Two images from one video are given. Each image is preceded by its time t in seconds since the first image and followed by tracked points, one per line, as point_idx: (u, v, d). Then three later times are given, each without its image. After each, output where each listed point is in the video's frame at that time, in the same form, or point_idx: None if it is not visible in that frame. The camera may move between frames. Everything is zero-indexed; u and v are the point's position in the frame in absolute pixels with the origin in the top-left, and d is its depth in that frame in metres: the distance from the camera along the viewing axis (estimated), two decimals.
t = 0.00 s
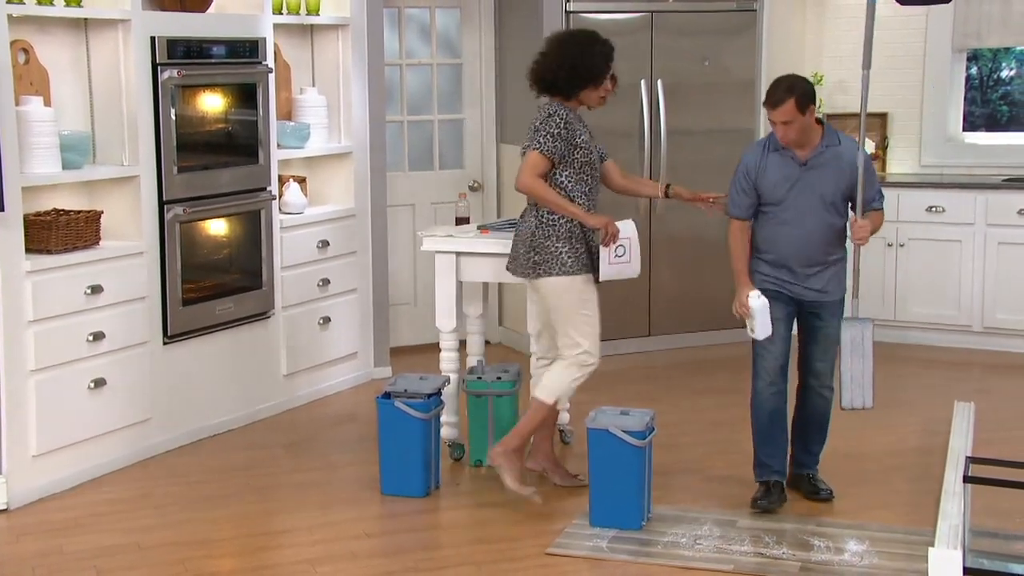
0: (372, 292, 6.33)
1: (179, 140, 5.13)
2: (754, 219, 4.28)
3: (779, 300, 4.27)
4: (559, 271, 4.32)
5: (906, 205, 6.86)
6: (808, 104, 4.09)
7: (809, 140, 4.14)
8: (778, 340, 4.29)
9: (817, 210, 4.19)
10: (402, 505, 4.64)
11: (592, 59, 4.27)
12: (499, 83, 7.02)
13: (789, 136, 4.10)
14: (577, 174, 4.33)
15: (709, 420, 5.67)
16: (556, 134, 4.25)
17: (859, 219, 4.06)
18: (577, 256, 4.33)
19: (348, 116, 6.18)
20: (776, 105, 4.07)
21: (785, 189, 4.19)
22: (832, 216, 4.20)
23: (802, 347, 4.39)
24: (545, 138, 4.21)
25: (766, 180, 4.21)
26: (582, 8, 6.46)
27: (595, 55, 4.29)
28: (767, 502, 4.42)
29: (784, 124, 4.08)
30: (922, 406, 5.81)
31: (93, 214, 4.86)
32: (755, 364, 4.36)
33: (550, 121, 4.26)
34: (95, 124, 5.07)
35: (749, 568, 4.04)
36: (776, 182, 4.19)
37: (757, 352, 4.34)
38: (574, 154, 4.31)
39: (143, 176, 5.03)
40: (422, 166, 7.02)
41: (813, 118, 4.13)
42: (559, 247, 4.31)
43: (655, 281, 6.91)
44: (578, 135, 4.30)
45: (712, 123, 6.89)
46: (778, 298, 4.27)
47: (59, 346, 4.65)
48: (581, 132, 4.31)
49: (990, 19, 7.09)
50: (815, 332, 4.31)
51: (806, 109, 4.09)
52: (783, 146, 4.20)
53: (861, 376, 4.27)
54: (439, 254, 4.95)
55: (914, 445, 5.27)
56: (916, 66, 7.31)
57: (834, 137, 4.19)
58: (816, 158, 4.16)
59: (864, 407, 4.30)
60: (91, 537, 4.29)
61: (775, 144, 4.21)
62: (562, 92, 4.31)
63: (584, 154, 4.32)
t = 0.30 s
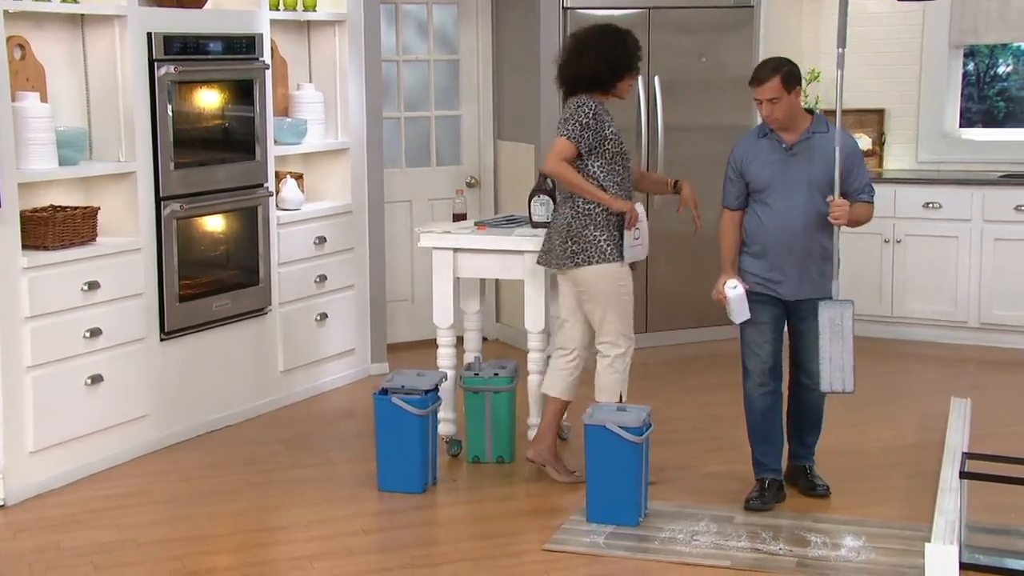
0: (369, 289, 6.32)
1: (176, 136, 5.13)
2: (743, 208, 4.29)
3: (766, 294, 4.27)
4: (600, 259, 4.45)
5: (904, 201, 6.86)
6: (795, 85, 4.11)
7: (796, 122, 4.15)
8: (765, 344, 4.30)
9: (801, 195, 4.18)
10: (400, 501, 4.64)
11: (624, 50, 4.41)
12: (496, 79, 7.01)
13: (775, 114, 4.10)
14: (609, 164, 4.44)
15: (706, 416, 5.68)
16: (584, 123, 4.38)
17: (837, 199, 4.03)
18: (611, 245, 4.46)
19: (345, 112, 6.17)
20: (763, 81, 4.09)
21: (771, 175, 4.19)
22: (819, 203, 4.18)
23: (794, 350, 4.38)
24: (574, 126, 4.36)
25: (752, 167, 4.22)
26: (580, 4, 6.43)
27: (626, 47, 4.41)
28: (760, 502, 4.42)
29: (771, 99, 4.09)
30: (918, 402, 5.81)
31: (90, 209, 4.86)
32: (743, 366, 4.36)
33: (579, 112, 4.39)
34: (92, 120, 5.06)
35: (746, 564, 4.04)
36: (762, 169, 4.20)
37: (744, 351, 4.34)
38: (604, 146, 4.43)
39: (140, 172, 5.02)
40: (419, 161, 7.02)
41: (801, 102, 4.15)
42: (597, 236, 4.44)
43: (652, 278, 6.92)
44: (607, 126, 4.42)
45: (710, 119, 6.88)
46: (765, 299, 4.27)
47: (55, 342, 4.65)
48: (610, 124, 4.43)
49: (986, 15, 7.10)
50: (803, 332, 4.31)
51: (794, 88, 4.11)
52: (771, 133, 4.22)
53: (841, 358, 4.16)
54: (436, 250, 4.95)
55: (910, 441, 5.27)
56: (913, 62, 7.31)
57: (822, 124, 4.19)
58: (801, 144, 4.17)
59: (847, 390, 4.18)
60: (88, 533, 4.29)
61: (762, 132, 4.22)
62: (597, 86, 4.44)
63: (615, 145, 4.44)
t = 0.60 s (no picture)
0: (361, 286, 6.32)
1: (166, 134, 5.12)
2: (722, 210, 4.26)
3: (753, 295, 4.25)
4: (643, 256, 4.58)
5: (894, 198, 6.88)
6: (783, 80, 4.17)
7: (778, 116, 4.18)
8: (749, 345, 4.30)
9: (780, 191, 4.17)
10: (391, 499, 4.64)
11: (655, 45, 4.50)
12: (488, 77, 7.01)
13: (769, 104, 4.12)
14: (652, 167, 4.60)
15: (697, 414, 5.68)
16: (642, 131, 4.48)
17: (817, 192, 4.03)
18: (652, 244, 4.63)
19: (336, 109, 6.16)
20: (759, 69, 4.10)
21: (749, 174, 4.17)
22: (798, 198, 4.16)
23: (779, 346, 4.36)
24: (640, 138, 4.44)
25: (729, 167, 4.19)
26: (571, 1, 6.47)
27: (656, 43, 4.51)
28: (753, 500, 4.43)
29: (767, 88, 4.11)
30: (909, 399, 5.83)
31: (81, 207, 4.84)
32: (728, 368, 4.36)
33: (632, 118, 4.49)
34: (82, 118, 5.05)
35: (737, 561, 4.05)
36: (740, 168, 4.17)
37: (731, 354, 4.33)
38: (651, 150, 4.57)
39: (131, 169, 5.01)
40: (410, 159, 7.01)
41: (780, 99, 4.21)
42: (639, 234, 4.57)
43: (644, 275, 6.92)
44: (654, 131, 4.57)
45: (701, 117, 6.89)
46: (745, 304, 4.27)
47: (46, 341, 4.64)
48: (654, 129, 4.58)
49: (976, 13, 7.13)
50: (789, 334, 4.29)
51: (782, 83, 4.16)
52: (745, 131, 4.20)
53: (815, 353, 4.06)
54: (428, 247, 4.94)
55: (902, 438, 5.28)
56: (904, 60, 7.33)
57: (794, 120, 4.20)
58: (778, 139, 4.17)
59: (818, 383, 4.10)
60: (79, 532, 4.28)
61: (736, 130, 4.20)
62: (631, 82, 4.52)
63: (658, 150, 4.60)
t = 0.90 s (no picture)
0: (350, 286, 6.31)
1: (154, 133, 5.11)
2: (708, 205, 4.27)
3: (735, 291, 4.25)
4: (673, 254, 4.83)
5: (882, 198, 6.89)
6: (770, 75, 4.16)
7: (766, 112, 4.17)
8: (733, 345, 4.31)
9: (765, 187, 4.17)
10: (380, 499, 4.64)
11: (681, 44, 4.71)
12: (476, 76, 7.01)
13: (753, 99, 4.11)
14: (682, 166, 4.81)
15: (686, 414, 5.69)
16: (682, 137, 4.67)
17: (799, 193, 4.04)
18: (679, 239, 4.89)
19: (325, 108, 6.16)
20: (742, 65, 4.12)
21: (734, 168, 4.18)
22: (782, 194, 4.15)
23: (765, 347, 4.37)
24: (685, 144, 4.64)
25: (714, 160, 4.21)
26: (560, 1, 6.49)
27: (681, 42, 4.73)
28: (740, 499, 4.45)
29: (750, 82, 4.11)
30: (897, 397, 5.85)
31: (68, 207, 4.82)
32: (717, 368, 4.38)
33: (673, 122, 4.66)
34: (69, 117, 5.03)
35: (725, 560, 4.06)
36: (724, 162, 4.19)
37: (718, 353, 4.34)
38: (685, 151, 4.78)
39: (118, 169, 5.00)
40: (399, 159, 7.01)
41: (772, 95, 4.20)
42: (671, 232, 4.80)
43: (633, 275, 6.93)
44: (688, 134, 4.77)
45: (689, 117, 6.90)
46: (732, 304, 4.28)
47: (33, 340, 4.63)
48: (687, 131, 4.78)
49: (962, 14, 7.16)
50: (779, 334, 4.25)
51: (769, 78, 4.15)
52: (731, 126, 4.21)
53: (789, 354, 4.08)
54: (417, 247, 4.94)
55: (890, 437, 5.30)
56: (891, 60, 7.35)
57: (782, 116, 4.21)
58: (763, 134, 4.18)
59: (792, 385, 4.11)
60: (66, 532, 4.27)
61: (723, 125, 4.22)
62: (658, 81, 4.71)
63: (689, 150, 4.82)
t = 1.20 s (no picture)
0: (332, 286, 6.30)
1: (135, 133, 5.09)
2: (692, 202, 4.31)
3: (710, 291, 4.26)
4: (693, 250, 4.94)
5: (863, 198, 6.92)
6: (736, 75, 4.14)
7: (741, 112, 4.17)
8: (711, 344, 4.31)
9: (742, 189, 4.17)
10: (362, 499, 4.63)
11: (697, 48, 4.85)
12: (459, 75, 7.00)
13: (715, 103, 4.16)
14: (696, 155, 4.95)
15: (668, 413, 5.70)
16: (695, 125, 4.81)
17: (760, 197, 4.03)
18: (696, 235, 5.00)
19: (306, 108, 6.14)
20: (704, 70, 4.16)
21: (714, 166, 4.20)
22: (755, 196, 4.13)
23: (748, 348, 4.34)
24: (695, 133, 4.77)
25: (698, 157, 4.24)
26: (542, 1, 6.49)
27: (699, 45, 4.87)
28: (722, 499, 4.47)
29: (710, 87, 4.14)
30: (877, 396, 5.87)
31: (48, 207, 4.80)
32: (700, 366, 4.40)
33: (687, 112, 4.80)
34: (48, 117, 5.00)
35: (707, 559, 4.07)
36: (705, 159, 4.21)
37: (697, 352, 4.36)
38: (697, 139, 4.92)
39: (98, 168, 4.98)
40: (381, 159, 7.00)
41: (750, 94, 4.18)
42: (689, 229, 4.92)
43: (615, 274, 6.94)
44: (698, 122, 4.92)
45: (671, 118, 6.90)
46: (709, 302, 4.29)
47: (12, 342, 4.60)
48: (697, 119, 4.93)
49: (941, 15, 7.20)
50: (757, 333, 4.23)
51: (735, 78, 4.15)
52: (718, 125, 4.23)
53: (747, 358, 4.08)
54: (399, 247, 4.94)
55: (870, 436, 5.32)
56: (872, 60, 7.38)
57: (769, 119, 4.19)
58: (744, 135, 4.17)
59: (748, 389, 4.10)
60: (46, 534, 4.25)
61: (710, 123, 4.24)
62: (677, 84, 4.88)
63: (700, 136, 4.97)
